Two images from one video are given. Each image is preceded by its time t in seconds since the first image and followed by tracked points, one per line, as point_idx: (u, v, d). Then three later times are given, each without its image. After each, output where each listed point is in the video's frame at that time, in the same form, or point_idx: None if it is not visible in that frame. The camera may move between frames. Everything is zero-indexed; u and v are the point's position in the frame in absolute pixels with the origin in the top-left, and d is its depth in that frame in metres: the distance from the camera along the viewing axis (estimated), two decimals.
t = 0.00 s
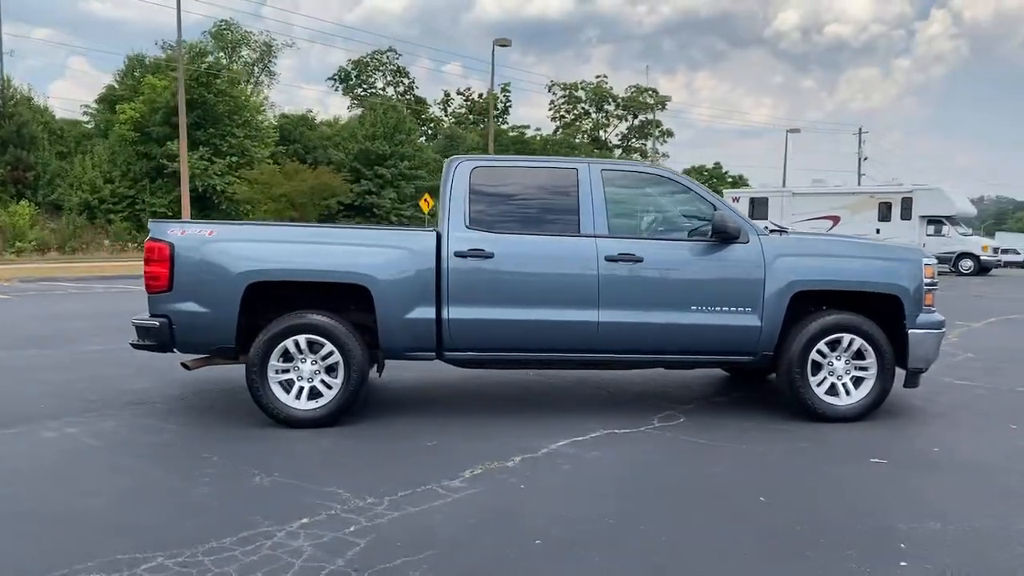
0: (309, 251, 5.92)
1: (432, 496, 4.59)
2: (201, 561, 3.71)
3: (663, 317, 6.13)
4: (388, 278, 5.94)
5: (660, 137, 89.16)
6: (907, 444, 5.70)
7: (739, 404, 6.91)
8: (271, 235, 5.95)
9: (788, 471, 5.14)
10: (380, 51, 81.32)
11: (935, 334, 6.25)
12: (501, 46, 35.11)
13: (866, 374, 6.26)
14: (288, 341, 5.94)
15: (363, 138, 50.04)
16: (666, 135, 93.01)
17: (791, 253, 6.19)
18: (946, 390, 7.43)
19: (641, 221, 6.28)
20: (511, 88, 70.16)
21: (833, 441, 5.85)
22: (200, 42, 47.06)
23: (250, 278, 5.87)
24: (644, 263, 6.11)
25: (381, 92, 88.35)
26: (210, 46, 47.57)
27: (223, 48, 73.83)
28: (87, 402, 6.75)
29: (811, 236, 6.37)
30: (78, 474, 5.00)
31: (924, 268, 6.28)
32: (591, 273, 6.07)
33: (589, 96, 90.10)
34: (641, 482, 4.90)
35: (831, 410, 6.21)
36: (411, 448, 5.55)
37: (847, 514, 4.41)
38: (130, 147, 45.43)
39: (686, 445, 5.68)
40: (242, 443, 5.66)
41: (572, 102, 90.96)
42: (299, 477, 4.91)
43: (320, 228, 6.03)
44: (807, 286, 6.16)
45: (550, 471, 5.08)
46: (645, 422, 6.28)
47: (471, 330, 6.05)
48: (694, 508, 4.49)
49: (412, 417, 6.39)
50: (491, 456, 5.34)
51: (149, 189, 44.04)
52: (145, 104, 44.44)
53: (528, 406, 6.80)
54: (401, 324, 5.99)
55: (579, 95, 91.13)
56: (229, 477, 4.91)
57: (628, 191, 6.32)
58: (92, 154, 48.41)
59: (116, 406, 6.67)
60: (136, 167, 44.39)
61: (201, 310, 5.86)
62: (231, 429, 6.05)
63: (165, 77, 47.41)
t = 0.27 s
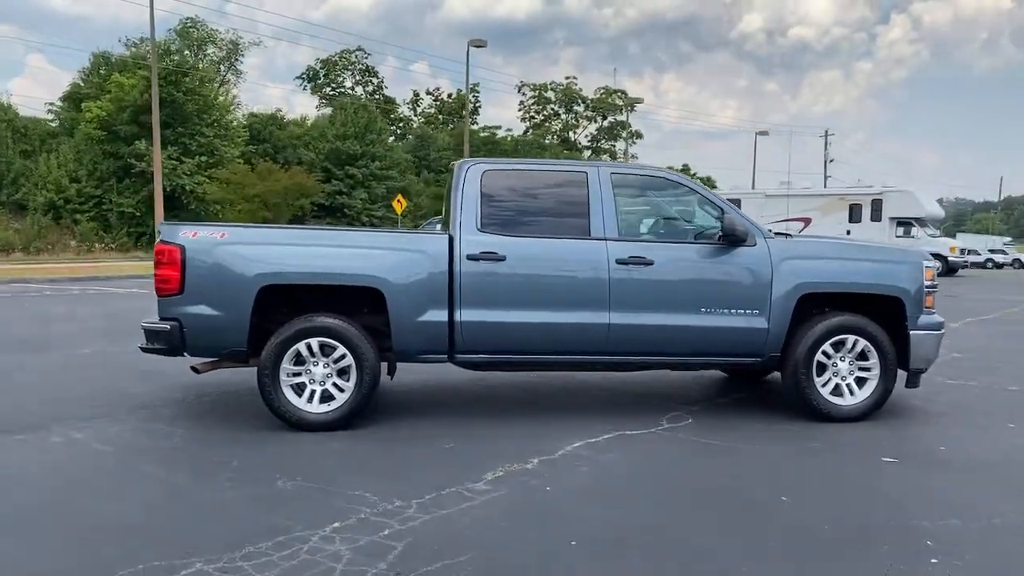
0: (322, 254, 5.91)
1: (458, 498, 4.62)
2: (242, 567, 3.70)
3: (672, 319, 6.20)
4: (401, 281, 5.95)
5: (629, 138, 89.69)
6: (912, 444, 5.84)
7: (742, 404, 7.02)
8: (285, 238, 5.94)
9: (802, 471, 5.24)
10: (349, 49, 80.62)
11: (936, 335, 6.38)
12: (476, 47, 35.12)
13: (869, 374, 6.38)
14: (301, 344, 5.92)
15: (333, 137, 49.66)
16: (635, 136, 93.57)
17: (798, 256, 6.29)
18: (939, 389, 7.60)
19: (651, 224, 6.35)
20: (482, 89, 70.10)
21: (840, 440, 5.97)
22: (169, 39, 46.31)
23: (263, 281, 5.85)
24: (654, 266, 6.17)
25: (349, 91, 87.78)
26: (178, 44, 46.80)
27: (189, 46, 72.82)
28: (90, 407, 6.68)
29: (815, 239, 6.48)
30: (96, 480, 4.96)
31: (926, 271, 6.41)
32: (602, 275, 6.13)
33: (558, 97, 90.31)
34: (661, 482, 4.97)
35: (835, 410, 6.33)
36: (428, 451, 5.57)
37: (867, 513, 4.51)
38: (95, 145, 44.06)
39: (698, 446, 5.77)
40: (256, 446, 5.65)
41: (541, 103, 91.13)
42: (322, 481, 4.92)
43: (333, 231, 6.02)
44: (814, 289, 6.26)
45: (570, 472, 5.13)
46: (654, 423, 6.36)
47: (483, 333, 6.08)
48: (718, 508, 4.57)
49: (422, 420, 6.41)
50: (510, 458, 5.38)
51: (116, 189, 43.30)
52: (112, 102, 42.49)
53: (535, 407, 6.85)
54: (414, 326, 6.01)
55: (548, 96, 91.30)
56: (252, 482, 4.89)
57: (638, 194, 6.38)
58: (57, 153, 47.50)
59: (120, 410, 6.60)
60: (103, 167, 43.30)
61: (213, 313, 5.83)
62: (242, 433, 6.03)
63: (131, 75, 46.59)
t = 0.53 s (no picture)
0: (330, 255, 5.87)
1: (481, 500, 4.61)
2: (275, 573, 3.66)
3: (679, 320, 6.24)
4: (410, 282, 5.93)
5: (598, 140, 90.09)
6: (916, 443, 5.93)
7: (744, 404, 7.08)
8: (293, 239, 5.88)
9: (815, 469, 5.30)
10: (318, 50, 80.11)
11: (936, 334, 6.48)
12: (450, 49, 35.09)
13: (871, 374, 6.48)
14: (309, 346, 5.87)
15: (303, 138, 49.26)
16: (604, 138, 94.03)
17: (802, 257, 6.36)
18: (932, 389, 7.73)
19: (658, 223, 6.39)
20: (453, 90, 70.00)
21: (845, 439, 6.04)
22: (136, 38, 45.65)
23: (271, 283, 5.80)
24: (661, 266, 6.21)
25: (318, 92, 87.21)
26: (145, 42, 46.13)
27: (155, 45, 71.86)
28: (89, 411, 6.57)
29: (818, 240, 6.56)
30: (108, 485, 4.88)
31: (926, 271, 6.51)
32: (610, 276, 6.15)
33: (528, 98, 90.44)
34: (679, 483, 5.00)
35: (839, 409, 6.41)
36: (440, 453, 5.55)
37: (885, 512, 4.58)
38: (61, 145, 43.42)
39: (709, 446, 5.81)
40: (267, 450, 5.59)
41: (511, 104, 91.22)
42: (339, 484, 4.88)
43: (341, 232, 5.98)
44: (818, 290, 6.34)
45: (587, 473, 5.15)
46: (660, 423, 6.40)
47: (492, 334, 6.07)
48: (740, 508, 4.60)
49: (429, 421, 6.39)
50: (525, 459, 5.38)
51: (82, 190, 42.61)
52: (79, 104, 41.80)
53: (540, 408, 6.86)
54: (423, 328, 5.99)
55: (518, 97, 91.41)
56: (268, 486, 4.84)
57: (644, 195, 6.41)
58: (21, 152, 46.65)
59: (120, 414, 6.50)
60: (69, 167, 42.62)
61: (221, 315, 5.77)
62: (249, 436, 5.96)
63: (97, 73, 45.83)
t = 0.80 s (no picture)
0: (343, 253, 5.75)
1: (512, 500, 4.54)
2: None
3: (694, 317, 6.21)
4: (425, 280, 5.84)
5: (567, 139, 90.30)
6: (930, 439, 5.97)
7: (752, 402, 7.08)
8: (305, 236, 5.75)
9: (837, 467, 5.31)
10: (286, 47, 79.34)
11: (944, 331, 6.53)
12: (425, 46, 34.93)
13: (881, 370, 6.51)
14: (323, 346, 5.75)
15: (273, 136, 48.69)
16: (573, 137, 94.24)
17: (815, 253, 6.36)
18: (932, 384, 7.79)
19: (671, 219, 6.35)
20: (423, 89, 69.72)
21: (859, 436, 6.06)
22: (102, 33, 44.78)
23: (283, 281, 5.68)
24: (676, 263, 6.17)
25: (285, 89, 86.36)
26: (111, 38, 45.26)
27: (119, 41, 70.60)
28: (89, 414, 6.39)
29: (828, 236, 6.56)
30: (124, 489, 4.73)
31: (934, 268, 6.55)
32: (626, 273, 6.11)
33: (497, 97, 90.33)
34: (706, 482, 4.97)
35: (850, 406, 6.44)
36: (460, 453, 5.47)
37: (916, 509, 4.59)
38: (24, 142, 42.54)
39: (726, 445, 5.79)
40: (282, 452, 5.47)
41: (481, 103, 91.07)
42: (364, 486, 4.79)
43: (353, 229, 5.87)
44: (830, 286, 6.35)
45: (612, 472, 5.10)
46: (674, 421, 6.38)
47: (507, 332, 6.00)
48: (772, 506, 4.59)
49: (440, 422, 6.31)
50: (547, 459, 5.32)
51: (46, 188, 41.73)
52: (43, 100, 40.98)
53: (550, 407, 6.80)
54: (438, 326, 5.90)
55: (487, 96, 91.27)
56: (291, 488, 4.74)
57: (657, 192, 6.36)
58: None
59: (122, 417, 6.33)
60: (32, 164, 41.74)
61: (232, 314, 5.63)
62: (260, 438, 5.84)
63: (61, 69, 44.88)
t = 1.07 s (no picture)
0: (359, 253, 5.70)
1: (542, 501, 4.54)
2: None
3: (707, 317, 6.24)
4: (442, 280, 5.80)
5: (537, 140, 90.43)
6: (938, 437, 6.06)
7: (759, 401, 7.14)
8: (320, 236, 5.68)
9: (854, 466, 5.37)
10: (253, 46, 78.56)
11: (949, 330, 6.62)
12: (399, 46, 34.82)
13: (888, 368, 6.59)
14: (339, 347, 5.69)
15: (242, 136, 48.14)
16: (542, 138, 94.42)
17: (824, 253, 6.42)
18: (929, 382, 7.91)
19: (682, 220, 6.37)
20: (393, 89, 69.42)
21: (868, 433, 6.14)
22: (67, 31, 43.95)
23: (299, 281, 5.61)
24: (690, 263, 6.19)
25: (252, 89, 85.46)
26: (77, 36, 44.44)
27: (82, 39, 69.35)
28: (93, 418, 6.27)
29: (836, 235, 6.62)
30: (145, 494, 4.65)
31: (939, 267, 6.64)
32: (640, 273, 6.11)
33: (467, 97, 90.18)
34: (731, 482, 5.00)
35: (858, 404, 6.51)
36: (479, 455, 5.45)
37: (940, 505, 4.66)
38: None
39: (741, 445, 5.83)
40: (299, 455, 5.41)
41: (450, 103, 90.89)
42: (390, 488, 4.75)
43: (368, 229, 5.81)
44: (839, 286, 6.41)
45: (635, 472, 5.11)
46: (686, 421, 6.41)
47: (523, 332, 5.98)
48: (799, 505, 4.63)
49: (453, 423, 6.27)
50: (568, 460, 5.32)
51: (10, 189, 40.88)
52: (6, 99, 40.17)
53: (561, 407, 6.80)
54: (453, 327, 5.87)
55: (456, 96, 91.10)
56: (317, 492, 4.69)
57: (669, 192, 6.38)
58: None
59: (128, 421, 6.22)
60: None
61: (247, 315, 5.56)
62: (273, 441, 5.77)
63: (25, 67, 44.01)
